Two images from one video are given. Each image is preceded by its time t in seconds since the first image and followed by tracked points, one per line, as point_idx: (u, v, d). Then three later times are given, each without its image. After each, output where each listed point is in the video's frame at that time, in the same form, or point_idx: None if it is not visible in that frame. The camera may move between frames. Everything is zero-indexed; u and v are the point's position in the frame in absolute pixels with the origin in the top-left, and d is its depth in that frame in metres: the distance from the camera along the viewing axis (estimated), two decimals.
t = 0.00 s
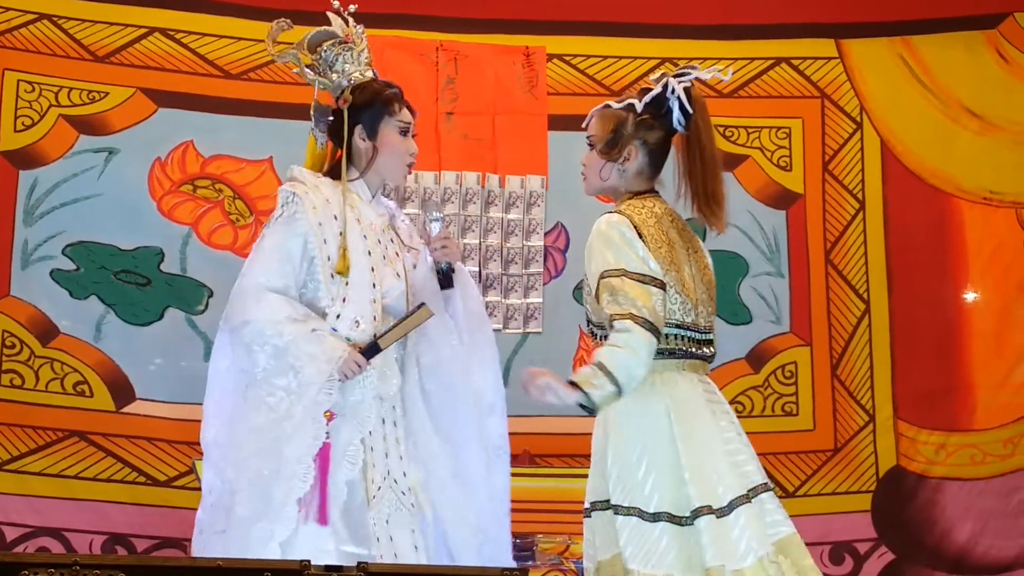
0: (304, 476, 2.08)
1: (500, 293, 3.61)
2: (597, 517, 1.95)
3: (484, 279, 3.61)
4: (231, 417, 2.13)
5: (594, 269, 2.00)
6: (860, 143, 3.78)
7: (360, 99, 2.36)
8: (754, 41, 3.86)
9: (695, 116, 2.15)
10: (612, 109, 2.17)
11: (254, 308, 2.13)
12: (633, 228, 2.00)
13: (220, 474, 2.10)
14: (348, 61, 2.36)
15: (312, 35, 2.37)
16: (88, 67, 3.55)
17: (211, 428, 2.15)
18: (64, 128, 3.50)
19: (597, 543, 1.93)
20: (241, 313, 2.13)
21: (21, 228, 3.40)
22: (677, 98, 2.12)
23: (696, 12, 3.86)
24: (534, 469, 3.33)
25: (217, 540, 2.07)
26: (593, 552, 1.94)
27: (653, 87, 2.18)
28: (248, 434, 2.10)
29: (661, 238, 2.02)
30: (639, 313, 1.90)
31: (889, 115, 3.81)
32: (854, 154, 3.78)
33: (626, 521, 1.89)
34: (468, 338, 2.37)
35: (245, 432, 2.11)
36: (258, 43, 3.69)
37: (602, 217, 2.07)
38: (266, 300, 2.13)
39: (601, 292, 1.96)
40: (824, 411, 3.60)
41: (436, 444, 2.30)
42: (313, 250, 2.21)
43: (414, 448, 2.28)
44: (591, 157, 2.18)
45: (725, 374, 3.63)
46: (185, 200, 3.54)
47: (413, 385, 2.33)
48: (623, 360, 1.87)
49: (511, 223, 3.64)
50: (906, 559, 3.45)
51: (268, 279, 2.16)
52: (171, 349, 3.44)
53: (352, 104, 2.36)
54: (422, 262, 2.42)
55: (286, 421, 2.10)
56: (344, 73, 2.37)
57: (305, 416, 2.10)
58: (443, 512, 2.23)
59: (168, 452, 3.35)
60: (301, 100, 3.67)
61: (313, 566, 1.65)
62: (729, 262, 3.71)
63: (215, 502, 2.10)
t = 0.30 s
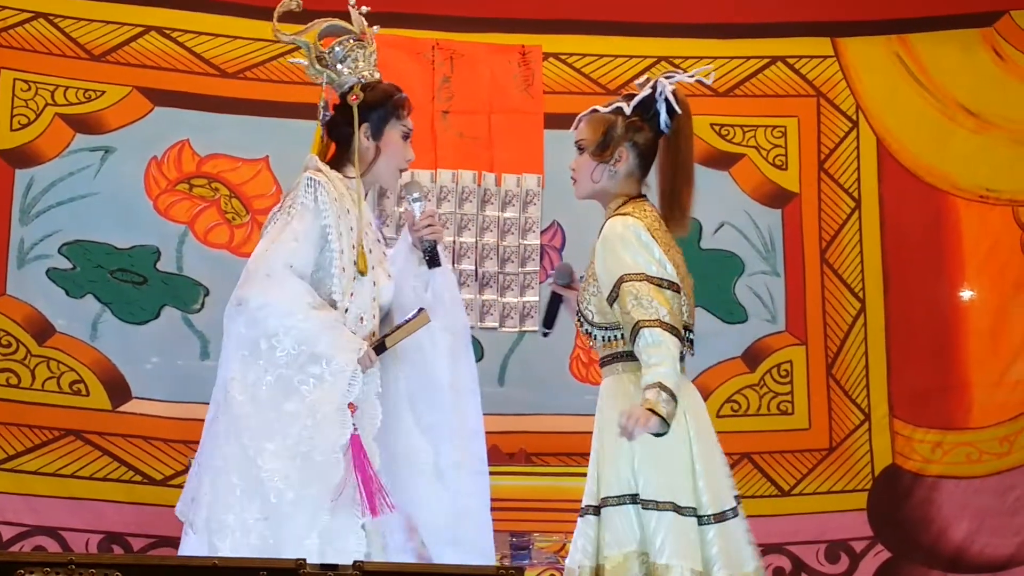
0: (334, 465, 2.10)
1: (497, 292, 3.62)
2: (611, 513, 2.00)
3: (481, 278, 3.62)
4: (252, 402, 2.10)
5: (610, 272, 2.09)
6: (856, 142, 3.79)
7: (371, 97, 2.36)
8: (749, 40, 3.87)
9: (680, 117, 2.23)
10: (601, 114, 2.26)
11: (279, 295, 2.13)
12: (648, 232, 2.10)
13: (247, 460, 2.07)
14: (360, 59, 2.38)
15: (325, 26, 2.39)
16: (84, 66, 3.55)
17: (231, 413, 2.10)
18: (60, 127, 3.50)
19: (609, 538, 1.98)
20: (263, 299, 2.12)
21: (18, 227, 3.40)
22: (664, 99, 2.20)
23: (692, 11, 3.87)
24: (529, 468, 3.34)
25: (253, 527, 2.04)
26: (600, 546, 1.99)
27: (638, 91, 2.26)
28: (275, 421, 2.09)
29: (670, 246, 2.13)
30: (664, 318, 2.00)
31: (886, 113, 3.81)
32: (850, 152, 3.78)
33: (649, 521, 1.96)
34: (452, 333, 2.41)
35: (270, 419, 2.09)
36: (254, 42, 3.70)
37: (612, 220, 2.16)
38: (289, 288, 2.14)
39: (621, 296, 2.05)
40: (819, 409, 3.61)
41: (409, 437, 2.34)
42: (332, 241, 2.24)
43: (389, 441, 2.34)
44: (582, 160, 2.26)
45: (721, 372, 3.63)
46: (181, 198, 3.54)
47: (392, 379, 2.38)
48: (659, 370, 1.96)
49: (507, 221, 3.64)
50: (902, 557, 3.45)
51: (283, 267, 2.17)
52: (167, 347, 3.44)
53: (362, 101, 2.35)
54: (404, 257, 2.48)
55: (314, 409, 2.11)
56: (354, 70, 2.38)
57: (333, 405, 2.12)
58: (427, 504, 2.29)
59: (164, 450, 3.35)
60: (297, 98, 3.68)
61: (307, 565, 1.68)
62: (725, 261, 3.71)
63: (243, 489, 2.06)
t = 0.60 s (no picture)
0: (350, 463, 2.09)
1: (491, 291, 3.60)
2: (614, 507, 2.00)
3: (475, 276, 3.60)
4: (267, 401, 2.08)
5: (628, 267, 2.09)
6: (851, 140, 3.77)
7: (358, 94, 2.35)
8: (744, 38, 3.86)
9: (674, 109, 2.25)
10: (597, 115, 2.29)
11: (291, 293, 2.11)
12: (668, 232, 2.13)
13: (266, 459, 2.06)
14: (344, 55, 2.36)
15: (306, 26, 2.35)
16: (76, 64, 3.54)
17: (247, 412, 2.09)
18: (52, 125, 3.49)
19: (614, 531, 1.98)
20: (276, 297, 2.10)
21: (10, 226, 3.39)
22: (656, 92, 2.23)
23: (686, 9, 3.86)
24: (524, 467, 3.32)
25: (274, 526, 2.02)
26: (602, 538, 1.99)
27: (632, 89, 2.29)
28: (291, 420, 2.07)
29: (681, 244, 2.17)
30: (683, 318, 2.02)
31: (881, 111, 3.80)
32: (845, 151, 3.76)
33: (655, 515, 1.99)
34: (439, 334, 2.44)
35: (285, 418, 2.08)
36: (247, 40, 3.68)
37: (632, 215, 2.16)
38: (301, 286, 2.12)
39: (640, 291, 2.05)
40: (815, 408, 3.59)
41: (396, 440, 2.36)
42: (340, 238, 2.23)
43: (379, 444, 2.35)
44: (583, 162, 2.29)
45: (716, 371, 3.62)
46: (173, 197, 3.53)
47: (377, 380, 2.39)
48: (683, 368, 1.96)
49: (501, 220, 3.63)
50: (898, 556, 3.43)
51: (294, 266, 2.15)
52: (160, 346, 3.43)
53: (350, 97, 2.34)
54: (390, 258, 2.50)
55: (330, 408, 2.09)
56: (339, 66, 2.36)
57: (348, 404, 2.10)
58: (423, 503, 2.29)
59: (157, 449, 3.34)
60: (290, 96, 3.67)
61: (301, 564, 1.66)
62: (720, 260, 3.70)
63: (262, 488, 2.05)
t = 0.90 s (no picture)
0: (355, 474, 2.10)
1: (487, 300, 3.61)
2: (613, 510, 1.95)
3: (471, 285, 3.62)
4: (271, 415, 2.09)
5: (641, 269, 2.04)
6: (845, 149, 3.79)
7: (348, 102, 2.34)
8: (739, 47, 3.88)
9: (679, 117, 2.19)
10: (603, 129, 2.22)
11: (292, 306, 2.11)
12: (685, 241, 2.08)
13: (272, 474, 2.07)
14: (332, 64, 2.37)
15: (294, 35, 2.39)
16: (73, 74, 3.55)
17: (250, 426, 2.09)
18: (49, 135, 3.49)
19: (612, 532, 1.93)
20: (277, 311, 2.10)
21: (7, 236, 3.39)
22: (660, 103, 2.16)
23: (681, 18, 3.87)
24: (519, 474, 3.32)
25: (282, 540, 2.03)
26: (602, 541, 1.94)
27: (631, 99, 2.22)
28: (296, 433, 2.09)
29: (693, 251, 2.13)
30: (691, 327, 1.97)
31: (875, 120, 3.82)
32: (839, 160, 3.78)
33: (652, 518, 1.94)
34: (432, 346, 2.45)
35: (291, 430, 2.09)
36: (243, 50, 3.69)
37: (648, 220, 2.11)
38: (302, 299, 2.12)
39: (653, 295, 2.00)
40: (810, 416, 3.60)
41: (393, 453, 2.37)
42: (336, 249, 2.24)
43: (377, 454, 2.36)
44: (595, 178, 2.22)
45: (712, 379, 3.63)
46: (170, 206, 3.54)
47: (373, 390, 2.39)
48: (683, 373, 1.91)
49: (497, 229, 3.65)
50: (893, 563, 3.45)
51: (294, 278, 2.14)
52: (157, 356, 3.43)
53: (340, 106, 2.34)
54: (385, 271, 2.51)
55: (335, 419, 2.10)
56: (328, 75, 2.37)
57: (352, 414, 2.12)
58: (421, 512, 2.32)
59: (154, 459, 3.34)
60: (286, 106, 3.68)
61: None
62: (715, 269, 3.71)
63: (268, 503, 2.06)
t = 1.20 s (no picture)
0: (356, 476, 2.10)
1: (483, 298, 3.61)
2: (613, 501, 1.96)
3: (467, 284, 3.62)
4: (271, 418, 2.09)
5: (655, 267, 2.05)
6: (841, 148, 3.79)
7: (339, 98, 2.35)
8: (735, 46, 3.87)
9: (688, 119, 2.21)
10: (615, 136, 2.22)
11: (291, 307, 2.12)
12: (698, 242, 2.10)
13: (272, 479, 2.06)
14: (325, 59, 2.36)
15: (286, 31, 2.39)
16: (69, 72, 3.55)
17: (249, 431, 2.09)
18: (46, 134, 3.50)
19: (609, 522, 1.94)
20: (276, 313, 2.10)
21: (3, 234, 3.40)
22: (671, 104, 2.18)
23: (677, 17, 3.87)
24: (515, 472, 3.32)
25: (283, 545, 2.03)
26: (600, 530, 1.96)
27: (637, 105, 2.23)
28: (297, 435, 2.09)
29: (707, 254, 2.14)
30: (696, 323, 1.98)
31: (871, 119, 3.82)
32: (835, 159, 3.78)
33: (651, 511, 1.95)
34: (430, 350, 2.45)
35: (292, 433, 2.09)
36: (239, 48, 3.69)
37: (662, 221, 2.13)
38: (300, 299, 2.13)
39: (663, 291, 2.02)
40: (806, 415, 3.60)
41: (394, 455, 2.37)
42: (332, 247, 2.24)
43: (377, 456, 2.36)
44: (611, 185, 2.22)
45: (708, 377, 3.63)
46: (166, 204, 3.54)
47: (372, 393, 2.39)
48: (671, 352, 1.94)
49: (493, 228, 3.65)
50: (888, 561, 3.46)
51: (293, 279, 2.15)
52: (154, 354, 3.44)
53: (332, 101, 2.34)
54: (381, 276, 2.51)
55: (336, 421, 2.10)
56: (320, 71, 2.36)
57: (353, 415, 2.12)
58: (423, 516, 2.32)
59: (150, 456, 3.34)
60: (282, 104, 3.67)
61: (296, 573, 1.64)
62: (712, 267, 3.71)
63: (269, 507, 2.06)
